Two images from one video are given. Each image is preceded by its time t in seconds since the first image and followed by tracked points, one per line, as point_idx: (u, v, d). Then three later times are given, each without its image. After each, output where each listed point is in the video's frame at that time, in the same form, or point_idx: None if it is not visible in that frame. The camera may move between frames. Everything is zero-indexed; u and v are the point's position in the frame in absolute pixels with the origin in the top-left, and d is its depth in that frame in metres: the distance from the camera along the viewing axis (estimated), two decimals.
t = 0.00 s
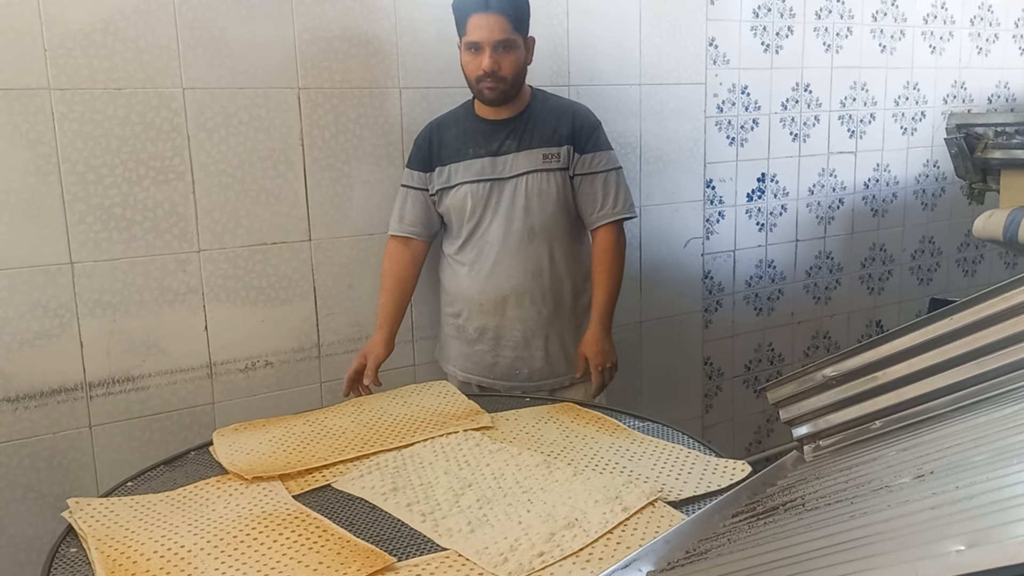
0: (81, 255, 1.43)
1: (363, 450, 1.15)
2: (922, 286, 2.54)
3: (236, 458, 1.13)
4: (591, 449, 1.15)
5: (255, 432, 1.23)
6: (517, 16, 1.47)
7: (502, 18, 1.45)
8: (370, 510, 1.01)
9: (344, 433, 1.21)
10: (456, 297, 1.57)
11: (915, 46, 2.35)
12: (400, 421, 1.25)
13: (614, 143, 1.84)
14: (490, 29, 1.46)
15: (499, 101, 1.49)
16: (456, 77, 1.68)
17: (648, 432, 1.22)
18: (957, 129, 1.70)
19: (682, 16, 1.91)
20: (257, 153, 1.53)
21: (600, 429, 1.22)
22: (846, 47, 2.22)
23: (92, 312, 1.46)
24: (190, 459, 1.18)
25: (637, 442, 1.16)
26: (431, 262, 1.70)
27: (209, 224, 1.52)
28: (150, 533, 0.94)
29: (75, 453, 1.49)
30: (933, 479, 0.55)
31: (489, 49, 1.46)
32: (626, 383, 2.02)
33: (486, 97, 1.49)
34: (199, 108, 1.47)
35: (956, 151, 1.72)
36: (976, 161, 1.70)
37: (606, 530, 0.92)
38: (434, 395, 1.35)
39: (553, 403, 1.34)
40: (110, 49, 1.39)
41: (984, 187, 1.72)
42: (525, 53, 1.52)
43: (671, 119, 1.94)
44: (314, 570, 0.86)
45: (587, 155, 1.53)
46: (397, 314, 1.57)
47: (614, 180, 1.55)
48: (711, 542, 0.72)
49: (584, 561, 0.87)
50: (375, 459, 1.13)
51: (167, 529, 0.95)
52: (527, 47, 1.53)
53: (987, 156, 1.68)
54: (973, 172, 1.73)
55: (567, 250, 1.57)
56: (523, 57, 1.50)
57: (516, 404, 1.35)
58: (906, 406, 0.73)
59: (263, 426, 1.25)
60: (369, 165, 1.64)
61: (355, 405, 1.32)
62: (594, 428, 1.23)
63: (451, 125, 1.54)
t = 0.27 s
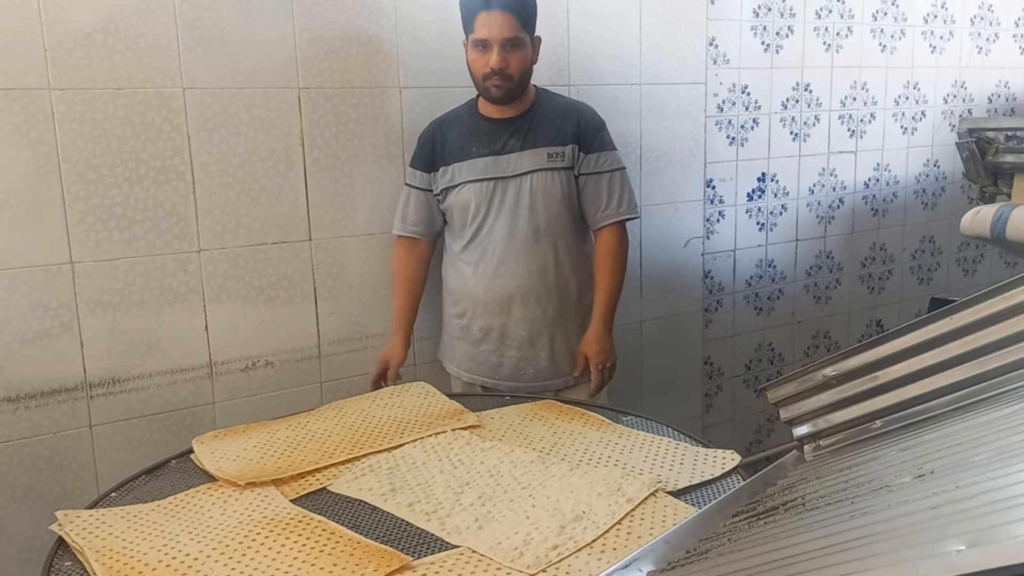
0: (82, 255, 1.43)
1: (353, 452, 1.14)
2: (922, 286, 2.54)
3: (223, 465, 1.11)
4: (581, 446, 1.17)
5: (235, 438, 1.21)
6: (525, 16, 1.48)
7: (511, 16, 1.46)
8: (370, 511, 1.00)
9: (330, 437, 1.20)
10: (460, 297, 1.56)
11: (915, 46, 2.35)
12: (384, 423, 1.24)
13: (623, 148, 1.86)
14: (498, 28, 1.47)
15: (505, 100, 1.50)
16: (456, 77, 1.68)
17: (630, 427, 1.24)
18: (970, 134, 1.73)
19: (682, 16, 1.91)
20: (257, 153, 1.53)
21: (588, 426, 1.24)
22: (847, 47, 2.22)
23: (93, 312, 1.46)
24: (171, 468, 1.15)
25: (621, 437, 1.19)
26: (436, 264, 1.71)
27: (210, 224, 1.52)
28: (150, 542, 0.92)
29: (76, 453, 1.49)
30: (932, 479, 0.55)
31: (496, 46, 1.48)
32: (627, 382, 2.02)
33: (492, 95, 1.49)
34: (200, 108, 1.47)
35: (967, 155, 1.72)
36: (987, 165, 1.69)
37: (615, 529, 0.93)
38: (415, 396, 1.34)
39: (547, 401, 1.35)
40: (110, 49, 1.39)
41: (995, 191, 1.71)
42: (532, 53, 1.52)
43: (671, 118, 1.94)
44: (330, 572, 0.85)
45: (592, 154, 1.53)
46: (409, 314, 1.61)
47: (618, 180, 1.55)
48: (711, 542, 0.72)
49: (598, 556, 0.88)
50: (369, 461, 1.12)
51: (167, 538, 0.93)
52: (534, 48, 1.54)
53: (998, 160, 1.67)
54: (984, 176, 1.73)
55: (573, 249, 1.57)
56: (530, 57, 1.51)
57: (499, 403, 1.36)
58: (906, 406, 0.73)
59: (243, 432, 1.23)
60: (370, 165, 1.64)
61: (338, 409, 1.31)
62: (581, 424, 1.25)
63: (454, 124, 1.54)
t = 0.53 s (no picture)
0: (82, 255, 1.43)
1: (342, 455, 1.13)
2: (922, 285, 2.54)
3: (210, 472, 1.09)
4: (568, 441, 1.18)
5: (215, 446, 1.19)
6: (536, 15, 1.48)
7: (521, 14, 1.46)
8: (371, 512, 0.99)
9: (315, 441, 1.18)
10: (466, 298, 1.57)
11: (915, 45, 2.35)
12: (366, 425, 1.24)
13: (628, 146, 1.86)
14: (509, 24, 1.47)
15: (514, 98, 1.50)
16: (456, 76, 1.68)
17: (611, 420, 1.26)
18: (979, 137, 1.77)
19: (682, 16, 1.90)
20: (257, 153, 1.53)
21: (572, 421, 1.26)
22: (847, 47, 2.22)
23: (93, 312, 1.46)
24: (151, 478, 1.12)
25: (606, 431, 1.21)
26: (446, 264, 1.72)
27: (210, 224, 1.52)
28: (150, 553, 0.90)
29: (76, 453, 1.49)
30: (933, 479, 0.55)
31: (507, 43, 1.48)
32: (627, 381, 2.02)
33: (501, 93, 1.49)
34: (199, 108, 1.47)
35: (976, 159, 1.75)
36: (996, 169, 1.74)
37: (623, 521, 0.94)
38: (392, 398, 1.33)
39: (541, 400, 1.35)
40: (110, 49, 1.39)
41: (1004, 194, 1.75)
42: (543, 52, 1.52)
43: (671, 118, 1.94)
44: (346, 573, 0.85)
45: (602, 154, 1.53)
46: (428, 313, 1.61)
47: (628, 180, 1.55)
48: (712, 542, 0.72)
49: (610, 546, 0.90)
50: (361, 463, 1.11)
51: (167, 548, 0.92)
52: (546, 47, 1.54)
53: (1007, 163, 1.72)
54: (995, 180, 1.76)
55: (580, 249, 1.57)
56: (540, 54, 1.51)
57: (481, 402, 1.36)
58: (907, 405, 0.73)
59: (222, 439, 1.21)
60: (370, 165, 1.64)
61: (316, 413, 1.29)
62: (567, 420, 1.26)
63: (462, 122, 1.54)
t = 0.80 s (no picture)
0: (82, 254, 1.43)
1: (333, 458, 1.12)
2: (922, 285, 2.54)
3: (200, 479, 1.07)
4: (556, 438, 1.19)
5: (196, 454, 1.16)
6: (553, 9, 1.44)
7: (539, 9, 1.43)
8: (373, 514, 0.99)
9: (300, 446, 1.17)
10: (478, 300, 1.57)
11: (916, 45, 2.35)
12: (349, 429, 1.23)
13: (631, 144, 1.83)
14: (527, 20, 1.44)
15: (530, 95, 1.48)
16: (456, 76, 1.68)
17: (593, 415, 1.28)
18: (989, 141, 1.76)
19: (682, 16, 1.90)
20: (257, 152, 1.53)
21: (558, 417, 1.27)
22: (847, 46, 2.22)
23: (94, 312, 1.46)
24: (133, 489, 1.09)
25: (591, 426, 1.23)
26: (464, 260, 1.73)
27: (210, 224, 1.52)
28: (153, 562, 0.88)
29: (76, 453, 1.49)
30: (935, 478, 0.55)
31: (524, 40, 1.44)
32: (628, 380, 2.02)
33: (518, 90, 1.47)
34: (199, 108, 1.47)
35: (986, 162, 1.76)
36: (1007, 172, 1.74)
37: (629, 512, 0.96)
38: (371, 401, 1.33)
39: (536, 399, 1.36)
40: (110, 49, 1.39)
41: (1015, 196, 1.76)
42: (561, 45, 1.49)
43: (671, 118, 1.94)
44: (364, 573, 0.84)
45: (619, 155, 1.50)
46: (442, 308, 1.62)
47: (647, 182, 1.51)
48: (712, 541, 0.72)
49: (622, 535, 0.91)
50: (355, 465, 1.11)
51: (170, 556, 0.89)
52: (563, 39, 1.50)
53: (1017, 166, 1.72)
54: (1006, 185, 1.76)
55: (594, 251, 1.54)
56: (559, 50, 1.48)
57: (463, 401, 1.36)
58: (907, 405, 0.73)
59: (202, 446, 1.19)
60: (370, 164, 1.64)
61: (296, 419, 1.27)
62: (551, 417, 1.27)
63: (479, 117, 1.54)
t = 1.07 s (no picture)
0: (82, 254, 1.43)
1: (324, 461, 1.11)
2: (922, 284, 2.54)
3: (190, 488, 1.05)
4: (544, 436, 1.20)
5: (178, 462, 1.14)
6: (569, 11, 1.38)
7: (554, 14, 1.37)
8: (375, 515, 0.99)
9: (287, 450, 1.16)
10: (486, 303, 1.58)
11: (916, 44, 2.35)
12: (334, 432, 1.21)
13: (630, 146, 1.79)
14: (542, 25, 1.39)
15: (548, 99, 1.45)
16: (457, 76, 1.68)
17: (579, 411, 1.30)
18: (1000, 145, 1.65)
19: (682, 16, 1.90)
20: (257, 152, 1.53)
21: (545, 414, 1.28)
22: (847, 46, 2.22)
23: (94, 312, 1.46)
24: (118, 501, 1.06)
25: (577, 422, 1.24)
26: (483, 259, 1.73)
27: (210, 223, 1.52)
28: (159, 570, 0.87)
29: (76, 452, 1.49)
30: (936, 477, 0.55)
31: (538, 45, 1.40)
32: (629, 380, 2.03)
33: (535, 95, 1.45)
34: (199, 107, 1.47)
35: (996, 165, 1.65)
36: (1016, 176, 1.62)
37: (633, 505, 0.98)
38: (349, 403, 1.31)
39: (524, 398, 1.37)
40: (110, 48, 1.39)
41: None
42: (578, 45, 1.44)
43: (671, 117, 1.94)
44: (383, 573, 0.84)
45: (632, 162, 1.45)
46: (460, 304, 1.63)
47: (660, 193, 1.45)
48: (712, 541, 0.72)
49: (632, 526, 0.93)
50: (349, 467, 1.10)
51: (177, 564, 0.88)
52: (582, 37, 1.45)
53: None
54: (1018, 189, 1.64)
55: (602, 260, 1.50)
56: (577, 51, 1.44)
57: (444, 401, 1.36)
58: (907, 404, 0.73)
59: (183, 455, 1.16)
60: (370, 163, 1.64)
61: (276, 424, 1.25)
62: (537, 414, 1.28)
63: (499, 114, 1.53)
